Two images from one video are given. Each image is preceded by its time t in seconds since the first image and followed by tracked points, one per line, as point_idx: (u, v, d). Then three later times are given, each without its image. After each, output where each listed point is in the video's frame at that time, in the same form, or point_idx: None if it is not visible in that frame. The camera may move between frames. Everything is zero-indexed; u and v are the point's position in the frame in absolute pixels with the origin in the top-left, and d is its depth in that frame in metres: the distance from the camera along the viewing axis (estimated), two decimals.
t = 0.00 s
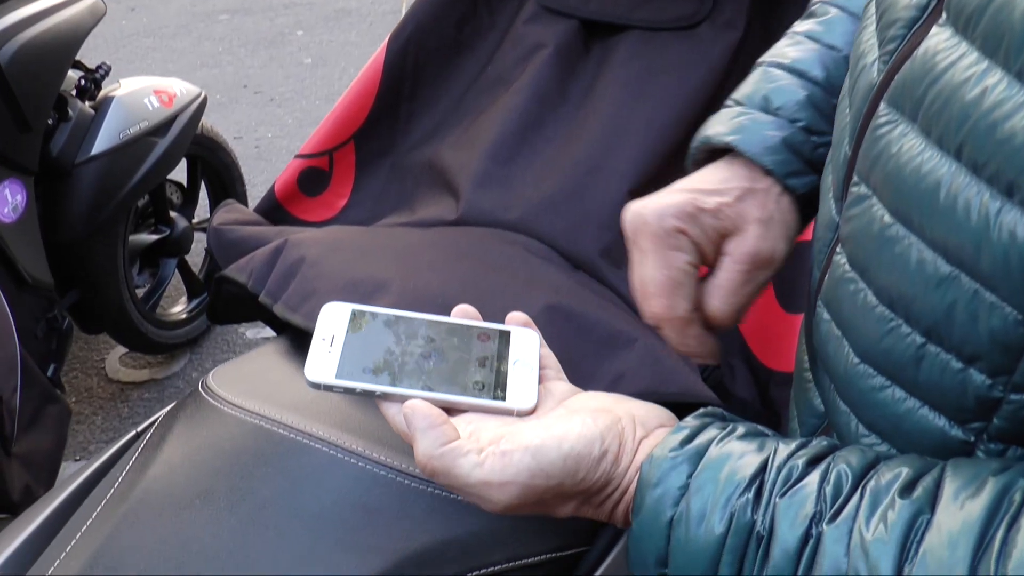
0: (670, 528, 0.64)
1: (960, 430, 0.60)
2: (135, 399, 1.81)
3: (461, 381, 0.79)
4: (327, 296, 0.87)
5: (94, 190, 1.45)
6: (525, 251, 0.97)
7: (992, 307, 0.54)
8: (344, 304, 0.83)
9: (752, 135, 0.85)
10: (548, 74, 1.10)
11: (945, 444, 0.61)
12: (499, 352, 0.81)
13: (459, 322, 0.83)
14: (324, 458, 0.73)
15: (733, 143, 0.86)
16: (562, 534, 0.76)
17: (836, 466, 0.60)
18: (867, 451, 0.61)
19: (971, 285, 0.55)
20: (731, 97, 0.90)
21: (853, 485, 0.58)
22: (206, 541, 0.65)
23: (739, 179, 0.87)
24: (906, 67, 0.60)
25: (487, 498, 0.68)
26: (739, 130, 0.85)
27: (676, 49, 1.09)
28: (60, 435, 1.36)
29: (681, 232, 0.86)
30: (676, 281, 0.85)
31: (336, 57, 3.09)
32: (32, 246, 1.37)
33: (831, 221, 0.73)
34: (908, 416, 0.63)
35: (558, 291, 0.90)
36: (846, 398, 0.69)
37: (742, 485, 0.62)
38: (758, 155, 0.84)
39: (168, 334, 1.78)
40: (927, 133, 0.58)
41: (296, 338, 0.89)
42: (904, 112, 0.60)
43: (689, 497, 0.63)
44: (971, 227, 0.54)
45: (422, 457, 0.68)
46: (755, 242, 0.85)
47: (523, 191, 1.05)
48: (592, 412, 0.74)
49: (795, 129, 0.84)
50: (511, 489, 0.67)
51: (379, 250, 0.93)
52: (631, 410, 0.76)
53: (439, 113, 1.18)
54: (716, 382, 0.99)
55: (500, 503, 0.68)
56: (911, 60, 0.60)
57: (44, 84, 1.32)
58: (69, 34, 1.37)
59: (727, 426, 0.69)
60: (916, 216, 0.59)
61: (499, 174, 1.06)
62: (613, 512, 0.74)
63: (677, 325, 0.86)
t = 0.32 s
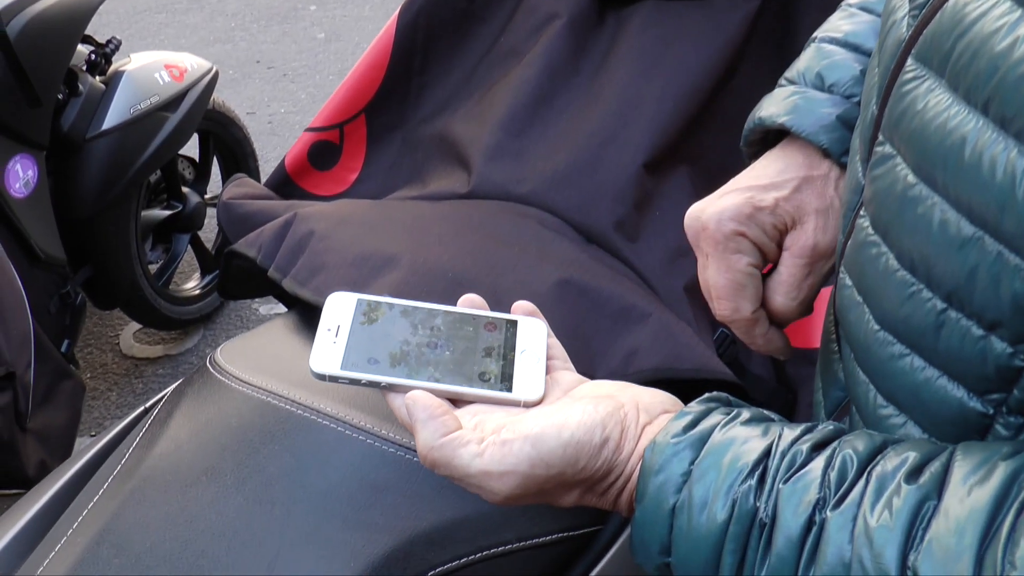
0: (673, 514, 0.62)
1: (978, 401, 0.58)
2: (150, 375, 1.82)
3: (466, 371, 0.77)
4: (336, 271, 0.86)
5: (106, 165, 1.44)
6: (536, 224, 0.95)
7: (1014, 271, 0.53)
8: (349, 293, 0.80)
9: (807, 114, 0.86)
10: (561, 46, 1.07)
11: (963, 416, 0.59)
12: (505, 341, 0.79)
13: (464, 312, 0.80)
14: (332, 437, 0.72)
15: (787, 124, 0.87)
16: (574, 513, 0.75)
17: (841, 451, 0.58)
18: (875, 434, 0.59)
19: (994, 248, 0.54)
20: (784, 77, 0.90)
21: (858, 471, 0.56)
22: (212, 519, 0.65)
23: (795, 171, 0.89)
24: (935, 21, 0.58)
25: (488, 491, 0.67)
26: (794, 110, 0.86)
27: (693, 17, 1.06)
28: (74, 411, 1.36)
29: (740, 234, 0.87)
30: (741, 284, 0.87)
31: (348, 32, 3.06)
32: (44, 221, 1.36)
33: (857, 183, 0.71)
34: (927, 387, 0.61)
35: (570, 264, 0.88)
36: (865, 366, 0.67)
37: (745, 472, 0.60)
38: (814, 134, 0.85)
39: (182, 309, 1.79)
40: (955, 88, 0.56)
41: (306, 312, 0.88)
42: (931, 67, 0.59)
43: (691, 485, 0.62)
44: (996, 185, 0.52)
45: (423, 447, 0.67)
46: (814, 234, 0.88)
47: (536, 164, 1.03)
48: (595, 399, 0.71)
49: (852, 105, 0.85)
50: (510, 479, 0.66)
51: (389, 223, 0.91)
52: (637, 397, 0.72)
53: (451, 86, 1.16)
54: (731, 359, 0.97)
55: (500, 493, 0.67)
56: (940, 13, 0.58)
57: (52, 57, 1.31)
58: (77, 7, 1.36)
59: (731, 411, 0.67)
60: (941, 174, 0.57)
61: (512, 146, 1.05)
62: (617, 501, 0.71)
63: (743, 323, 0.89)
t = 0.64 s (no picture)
0: (662, 523, 0.61)
1: (968, 388, 0.57)
2: (152, 369, 1.82)
3: (462, 391, 0.74)
4: (337, 266, 0.86)
5: (107, 160, 1.44)
6: (537, 217, 0.95)
7: (1006, 255, 0.52)
8: (346, 315, 0.79)
9: (808, 101, 0.85)
10: (562, 38, 1.07)
11: (954, 403, 0.58)
12: (502, 360, 0.76)
13: (463, 331, 0.78)
14: (335, 433, 0.72)
15: (788, 111, 0.86)
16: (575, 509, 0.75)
17: (825, 457, 0.56)
18: (860, 439, 0.58)
19: (988, 232, 0.53)
20: (785, 66, 0.90)
21: (841, 475, 0.54)
22: (213, 515, 0.65)
23: (789, 162, 0.88)
24: (935, 4, 0.58)
25: (482, 506, 0.66)
26: (794, 98, 0.86)
27: (694, 9, 1.05)
28: (76, 407, 1.36)
29: (739, 226, 0.86)
30: (739, 275, 0.87)
31: (349, 25, 3.06)
32: (45, 215, 1.36)
33: (858, 167, 0.70)
34: (919, 372, 0.60)
35: (570, 258, 0.88)
36: (861, 352, 0.67)
37: (728, 480, 0.59)
38: (814, 121, 0.85)
39: (184, 304, 1.79)
40: (953, 70, 0.55)
41: (306, 306, 0.88)
42: (930, 50, 0.58)
43: (679, 494, 0.60)
44: (989, 168, 0.51)
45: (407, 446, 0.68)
46: (812, 224, 0.88)
47: (537, 158, 1.03)
48: (586, 413, 0.70)
49: (853, 93, 0.84)
50: (502, 494, 0.65)
51: (389, 218, 0.91)
52: (627, 410, 0.71)
53: (451, 79, 1.16)
54: (733, 352, 0.97)
55: (493, 508, 0.66)
56: None
57: (52, 52, 1.31)
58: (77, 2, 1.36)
59: (719, 420, 0.65)
60: (935, 158, 0.56)
61: (513, 139, 1.05)
62: (611, 513, 0.70)
63: (741, 314, 0.90)
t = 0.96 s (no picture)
0: (642, 517, 0.62)
1: (947, 368, 0.58)
2: (152, 373, 1.82)
3: (470, 398, 0.75)
4: (337, 269, 0.86)
5: (106, 163, 1.44)
6: (536, 218, 0.95)
7: (981, 235, 0.53)
8: (364, 326, 0.79)
9: (815, 87, 0.85)
10: (561, 39, 1.07)
11: (933, 383, 0.59)
12: (509, 373, 0.76)
13: (470, 345, 0.78)
14: (336, 435, 0.72)
15: (795, 97, 0.86)
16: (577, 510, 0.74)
17: (792, 452, 0.58)
18: (827, 438, 0.60)
19: (963, 213, 0.54)
20: (797, 49, 0.89)
21: (805, 468, 0.56)
22: (215, 519, 0.65)
23: (795, 147, 0.88)
24: None
25: (476, 503, 0.66)
26: (803, 83, 0.86)
27: (693, 9, 1.05)
28: (77, 410, 1.36)
29: (744, 208, 0.87)
30: (743, 257, 0.88)
31: (347, 27, 3.06)
32: (44, 219, 1.36)
33: (852, 153, 0.71)
34: (902, 351, 0.61)
35: (571, 259, 0.87)
36: (851, 333, 0.68)
37: (701, 475, 0.60)
38: (820, 107, 0.85)
39: (184, 308, 1.79)
40: (936, 54, 0.56)
41: (308, 309, 0.88)
42: (918, 35, 0.59)
43: (657, 490, 0.62)
44: (965, 150, 0.52)
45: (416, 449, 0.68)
46: (817, 207, 0.88)
47: (536, 159, 1.03)
48: (576, 417, 0.71)
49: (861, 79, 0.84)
50: (496, 491, 0.65)
51: (390, 220, 0.91)
52: (617, 415, 0.71)
53: (451, 80, 1.16)
54: (733, 352, 0.97)
55: (489, 505, 0.67)
56: None
57: (51, 55, 1.31)
58: (76, 6, 1.36)
59: (701, 421, 0.67)
60: (918, 140, 0.57)
61: (512, 141, 1.05)
62: (600, 511, 0.71)
63: (745, 295, 0.90)
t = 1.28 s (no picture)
0: (638, 508, 0.63)
1: (941, 349, 0.60)
2: (151, 373, 1.82)
3: (483, 400, 0.75)
4: (337, 269, 0.86)
5: (104, 164, 1.44)
6: (535, 217, 0.95)
7: (970, 220, 0.55)
8: (381, 330, 0.78)
9: (820, 78, 0.85)
10: (559, 38, 1.07)
11: (928, 363, 0.61)
12: (519, 377, 0.76)
13: (487, 348, 0.78)
14: (336, 435, 0.72)
15: (799, 88, 0.86)
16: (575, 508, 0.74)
17: (775, 443, 0.59)
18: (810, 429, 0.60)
19: (953, 199, 0.56)
20: (800, 42, 0.90)
21: (786, 457, 0.57)
22: (216, 519, 0.65)
23: (801, 139, 0.88)
24: None
25: (482, 503, 0.67)
26: (807, 74, 0.86)
27: (691, 8, 1.05)
28: (77, 411, 1.36)
29: (751, 200, 0.87)
30: (752, 248, 0.88)
31: (345, 26, 3.06)
32: (43, 221, 1.36)
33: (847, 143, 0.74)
34: (898, 334, 0.63)
35: (571, 258, 0.87)
36: (848, 317, 0.71)
37: (689, 467, 0.61)
38: (825, 98, 0.85)
39: (183, 309, 1.79)
40: (925, 46, 0.58)
41: (307, 309, 0.88)
42: (909, 28, 0.61)
43: (651, 484, 0.62)
44: (952, 137, 0.55)
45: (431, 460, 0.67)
46: (823, 198, 0.88)
47: (535, 158, 1.03)
48: (576, 420, 0.71)
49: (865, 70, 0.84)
50: (500, 492, 0.66)
51: (389, 219, 0.91)
52: (618, 418, 0.71)
53: (450, 80, 1.16)
54: (732, 349, 0.98)
55: (494, 506, 0.67)
56: None
57: (49, 56, 1.31)
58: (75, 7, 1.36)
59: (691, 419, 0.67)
60: (909, 129, 0.60)
61: (511, 140, 1.05)
62: (602, 509, 0.71)
63: (755, 286, 0.91)
